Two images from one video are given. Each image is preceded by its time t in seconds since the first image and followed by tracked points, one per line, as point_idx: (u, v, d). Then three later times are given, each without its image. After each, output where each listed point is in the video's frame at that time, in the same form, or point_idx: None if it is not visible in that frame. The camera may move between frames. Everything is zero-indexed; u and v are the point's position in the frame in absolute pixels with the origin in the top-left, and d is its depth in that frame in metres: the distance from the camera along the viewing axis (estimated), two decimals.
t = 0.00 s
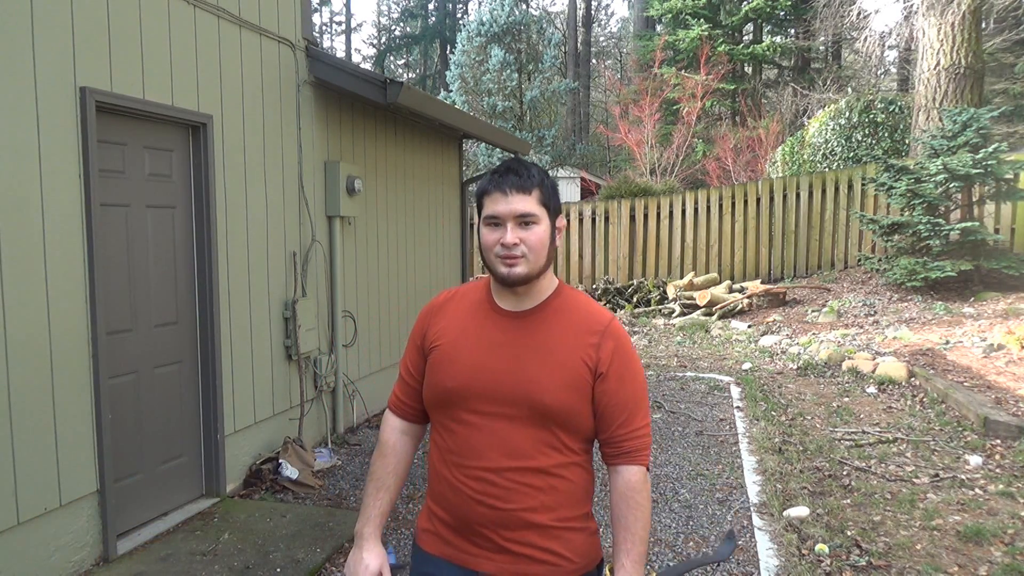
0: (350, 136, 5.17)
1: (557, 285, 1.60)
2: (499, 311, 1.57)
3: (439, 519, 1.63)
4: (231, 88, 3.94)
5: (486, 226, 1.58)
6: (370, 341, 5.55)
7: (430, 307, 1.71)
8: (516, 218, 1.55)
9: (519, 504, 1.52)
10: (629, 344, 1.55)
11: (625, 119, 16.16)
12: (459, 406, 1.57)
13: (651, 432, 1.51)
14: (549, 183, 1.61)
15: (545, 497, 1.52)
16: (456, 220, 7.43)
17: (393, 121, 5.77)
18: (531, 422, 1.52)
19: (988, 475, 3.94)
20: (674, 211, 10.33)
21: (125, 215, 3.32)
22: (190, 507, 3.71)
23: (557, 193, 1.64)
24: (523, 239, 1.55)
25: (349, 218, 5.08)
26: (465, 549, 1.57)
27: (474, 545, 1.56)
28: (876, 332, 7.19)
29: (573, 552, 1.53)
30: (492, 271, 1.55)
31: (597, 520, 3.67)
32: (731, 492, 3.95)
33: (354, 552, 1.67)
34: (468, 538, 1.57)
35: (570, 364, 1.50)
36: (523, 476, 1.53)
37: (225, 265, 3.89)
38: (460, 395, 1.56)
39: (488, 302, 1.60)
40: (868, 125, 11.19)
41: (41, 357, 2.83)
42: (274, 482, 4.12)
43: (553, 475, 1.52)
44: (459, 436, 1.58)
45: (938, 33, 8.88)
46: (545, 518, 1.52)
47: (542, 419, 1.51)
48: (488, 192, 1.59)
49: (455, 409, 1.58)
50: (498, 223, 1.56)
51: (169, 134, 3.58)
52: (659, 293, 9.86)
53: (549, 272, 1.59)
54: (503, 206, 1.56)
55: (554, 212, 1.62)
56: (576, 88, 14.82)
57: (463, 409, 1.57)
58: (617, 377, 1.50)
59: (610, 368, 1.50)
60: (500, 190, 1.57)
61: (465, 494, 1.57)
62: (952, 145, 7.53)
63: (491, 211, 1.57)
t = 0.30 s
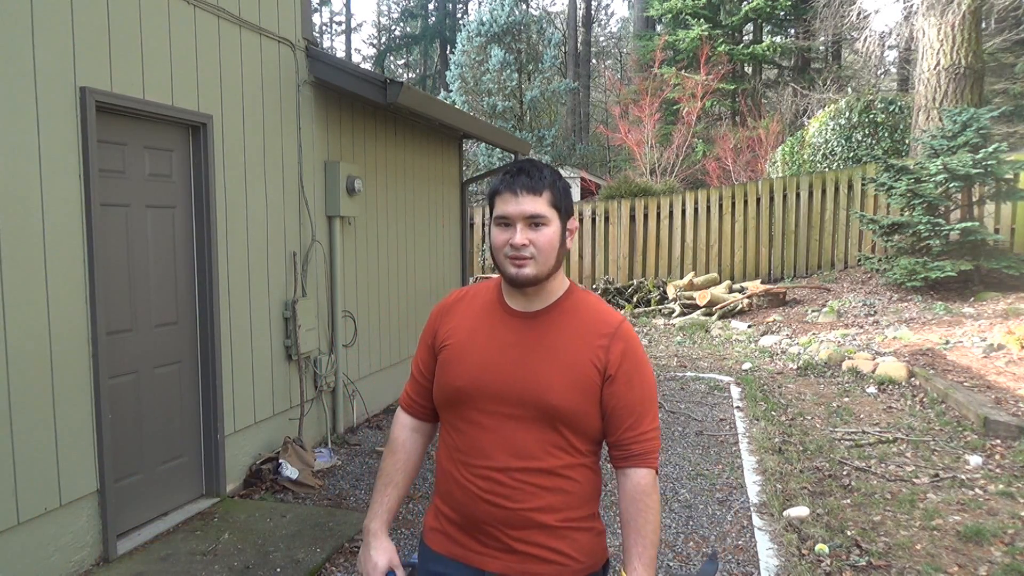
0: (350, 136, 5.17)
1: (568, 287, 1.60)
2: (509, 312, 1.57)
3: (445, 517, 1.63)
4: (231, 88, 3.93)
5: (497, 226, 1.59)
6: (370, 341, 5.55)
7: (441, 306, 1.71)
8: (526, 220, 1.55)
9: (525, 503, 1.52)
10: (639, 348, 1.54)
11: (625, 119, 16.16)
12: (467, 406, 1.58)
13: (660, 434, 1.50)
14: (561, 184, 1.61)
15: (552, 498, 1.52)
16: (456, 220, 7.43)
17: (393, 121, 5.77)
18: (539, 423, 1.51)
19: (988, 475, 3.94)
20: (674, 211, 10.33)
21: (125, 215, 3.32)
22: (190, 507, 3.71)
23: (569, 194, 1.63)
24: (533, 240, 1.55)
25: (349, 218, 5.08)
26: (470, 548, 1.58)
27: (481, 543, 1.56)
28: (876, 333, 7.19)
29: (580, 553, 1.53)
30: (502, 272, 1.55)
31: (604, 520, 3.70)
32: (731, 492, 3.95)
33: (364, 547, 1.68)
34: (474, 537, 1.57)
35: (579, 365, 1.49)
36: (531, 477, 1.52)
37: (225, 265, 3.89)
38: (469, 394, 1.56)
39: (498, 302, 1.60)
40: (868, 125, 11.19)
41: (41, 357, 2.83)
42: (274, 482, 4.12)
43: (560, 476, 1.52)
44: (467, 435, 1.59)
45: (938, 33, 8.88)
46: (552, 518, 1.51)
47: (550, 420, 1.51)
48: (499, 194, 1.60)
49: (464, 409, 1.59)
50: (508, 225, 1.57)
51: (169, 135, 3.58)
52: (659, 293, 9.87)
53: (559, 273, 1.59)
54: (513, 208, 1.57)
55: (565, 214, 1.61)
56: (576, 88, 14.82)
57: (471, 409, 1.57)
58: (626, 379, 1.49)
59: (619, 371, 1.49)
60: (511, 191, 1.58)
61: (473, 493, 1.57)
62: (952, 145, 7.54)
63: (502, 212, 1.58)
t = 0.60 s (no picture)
0: (350, 136, 5.17)
1: (573, 288, 1.59)
2: (514, 312, 1.58)
3: (449, 517, 1.63)
4: (231, 88, 3.94)
5: (500, 228, 1.59)
6: (370, 341, 5.55)
7: (447, 307, 1.72)
8: (529, 221, 1.55)
9: (529, 504, 1.52)
10: (645, 347, 1.53)
11: (625, 119, 16.16)
12: (472, 406, 1.58)
13: (667, 434, 1.49)
14: (563, 185, 1.61)
15: (556, 499, 1.51)
16: (456, 220, 7.43)
17: (393, 121, 5.77)
18: (543, 423, 1.51)
19: (988, 475, 3.94)
20: (674, 212, 10.33)
21: (125, 214, 3.32)
22: (190, 507, 3.71)
23: (572, 195, 1.63)
24: (536, 241, 1.55)
25: (349, 218, 5.08)
26: (474, 548, 1.58)
27: (484, 543, 1.57)
28: (876, 332, 7.19)
29: (583, 554, 1.52)
30: (506, 273, 1.55)
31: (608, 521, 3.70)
32: (731, 492, 3.95)
33: (367, 543, 1.69)
34: (479, 536, 1.57)
35: (583, 365, 1.49)
36: (535, 476, 1.52)
37: (225, 265, 3.89)
38: (473, 395, 1.57)
39: (504, 303, 1.61)
40: (868, 125, 11.19)
41: (41, 357, 2.83)
42: (274, 482, 4.12)
43: (564, 477, 1.52)
44: (472, 434, 1.59)
45: (938, 33, 8.88)
46: (555, 519, 1.51)
47: (554, 421, 1.51)
48: (502, 195, 1.60)
49: (469, 409, 1.59)
50: (511, 226, 1.57)
51: (169, 134, 3.58)
52: (659, 293, 9.88)
53: (564, 273, 1.59)
54: (516, 209, 1.57)
55: (569, 214, 1.61)
56: (576, 88, 14.82)
57: (476, 409, 1.58)
58: (631, 380, 1.49)
59: (624, 371, 1.49)
60: (514, 192, 1.58)
61: (477, 493, 1.57)
62: (952, 145, 7.54)
63: (505, 213, 1.58)
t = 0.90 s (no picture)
0: (350, 136, 5.17)
1: (572, 287, 1.59)
2: (513, 312, 1.58)
3: (450, 518, 1.64)
4: (231, 87, 3.93)
5: (495, 229, 1.59)
6: (370, 341, 5.55)
7: (448, 308, 1.73)
8: (523, 220, 1.55)
9: (529, 505, 1.52)
10: (645, 347, 1.53)
11: (625, 119, 16.16)
12: (472, 406, 1.59)
13: (667, 434, 1.48)
14: (555, 182, 1.61)
15: (556, 499, 1.51)
16: (456, 220, 7.43)
17: (393, 121, 5.77)
18: (544, 423, 1.51)
19: (988, 475, 3.94)
20: (674, 212, 10.33)
21: (125, 214, 3.32)
22: (190, 507, 3.71)
23: (565, 191, 1.63)
24: (531, 240, 1.54)
25: (349, 218, 5.08)
26: (475, 549, 1.58)
27: (485, 544, 1.57)
28: (876, 332, 7.19)
29: (583, 554, 1.52)
30: (502, 273, 1.55)
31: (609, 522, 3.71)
32: (731, 492, 3.95)
33: (357, 527, 1.68)
34: (479, 537, 1.57)
35: (582, 365, 1.49)
36: (535, 477, 1.52)
37: (225, 265, 3.89)
38: (473, 395, 1.58)
39: (504, 303, 1.61)
40: (868, 125, 11.19)
41: (41, 357, 2.83)
42: (274, 482, 4.12)
43: (565, 476, 1.52)
44: (472, 435, 1.59)
45: (938, 33, 8.88)
46: (554, 519, 1.51)
47: (554, 420, 1.50)
48: (496, 196, 1.60)
49: (469, 409, 1.60)
50: (505, 226, 1.57)
51: (169, 134, 3.58)
52: (659, 293, 9.88)
53: (561, 272, 1.59)
54: (509, 209, 1.57)
55: (563, 212, 1.61)
56: (576, 88, 14.82)
57: (476, 410, 1.58)
58: (631, 379, 1.48)
59: (624, 370, 1.48)
60: (506, 193, 1.58)
61: (478, 493, 1.57)
62: (952, 145, 7.54)
63: (499, 214, 1.58)
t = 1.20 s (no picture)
0: (350, 137, 5.17)
1: (564, 285, 1.60)
2: (506, 311, 1.59)
3: (448, 520, 1.63)
4: (231, 87, 3.93)
5: (483, 232, 1.61)
6: (370, 341, 5.55)
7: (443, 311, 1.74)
8: (509, 220, 1.57)
9: (525, 503, 1.52)
10: (639, 342, 1.52)
11: (625, 119, 16.16)
12: (468, 407, 1.59)
13: (663, 429, 1.47)
14: (540, 180, 1.62)
15: (553, 498, 1.51)
16: (456, 220, 7.43)
17: (393, 121, 5.77)
18: (539, 422, 1.51)
19: (988, 475, 3.94)
20: (674, 212, 10.33)
21: (125, 214, 3.32)
22: (191, 507, 3.71)
23: (550, 189, 1.64)
24: (518, 240, 1.56)
25: (349, 218, 5.08)
26: (472, 551, 1.58)
27: (482, 545, 1.57)
28: (876, 332, 7.19)
29: (580, 557, 1.52)
30: (493, 273, 1.57)
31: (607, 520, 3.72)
32: (731, 492, 3.95)
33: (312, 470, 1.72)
34: (477, 539, 1.57)
35: (576, 361, 1.49)
36: (531, 476, 1.52)
37: (225, 265, 3.89)
38: (468, 396, 1.58)
39: (497, 304, 1.62)
40: (868, 125, 11.19)
41: (42, 357, 2.83)
42: (274, 482, 4.12)
43: (561, 475, 1.51)
44: (468, 436, 1.59)
45: (938, 33, 8.88)
46: (550, 519, 1.51)
47: (549, 418, 1.51)
48: (481, 199, 1.62)
49: (464, 409, 1.60)
50: (492, 228, 1.58)
51: (169, 134, 3.58)
52: (659, 293, 9.87)
53: (552, 269, 1.60)
54: (494, 210, 1.58)
55: (550, 210, 1.62)
56: (576, 88, 14.82)
57: (471, 409, 1.59)
58: (625, 373, 1.48)
59: (618, 366, 1.48)
60: (490, 195, 1.59)
61: (474, 495, 1.57)
62: (952, 145, 7.54)
63: (485, 217, 1.59)
